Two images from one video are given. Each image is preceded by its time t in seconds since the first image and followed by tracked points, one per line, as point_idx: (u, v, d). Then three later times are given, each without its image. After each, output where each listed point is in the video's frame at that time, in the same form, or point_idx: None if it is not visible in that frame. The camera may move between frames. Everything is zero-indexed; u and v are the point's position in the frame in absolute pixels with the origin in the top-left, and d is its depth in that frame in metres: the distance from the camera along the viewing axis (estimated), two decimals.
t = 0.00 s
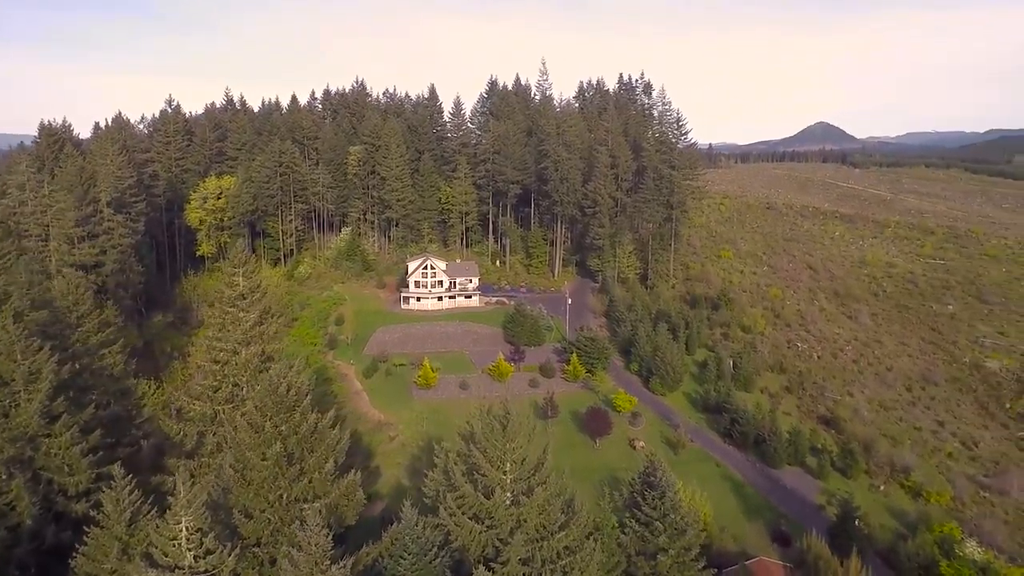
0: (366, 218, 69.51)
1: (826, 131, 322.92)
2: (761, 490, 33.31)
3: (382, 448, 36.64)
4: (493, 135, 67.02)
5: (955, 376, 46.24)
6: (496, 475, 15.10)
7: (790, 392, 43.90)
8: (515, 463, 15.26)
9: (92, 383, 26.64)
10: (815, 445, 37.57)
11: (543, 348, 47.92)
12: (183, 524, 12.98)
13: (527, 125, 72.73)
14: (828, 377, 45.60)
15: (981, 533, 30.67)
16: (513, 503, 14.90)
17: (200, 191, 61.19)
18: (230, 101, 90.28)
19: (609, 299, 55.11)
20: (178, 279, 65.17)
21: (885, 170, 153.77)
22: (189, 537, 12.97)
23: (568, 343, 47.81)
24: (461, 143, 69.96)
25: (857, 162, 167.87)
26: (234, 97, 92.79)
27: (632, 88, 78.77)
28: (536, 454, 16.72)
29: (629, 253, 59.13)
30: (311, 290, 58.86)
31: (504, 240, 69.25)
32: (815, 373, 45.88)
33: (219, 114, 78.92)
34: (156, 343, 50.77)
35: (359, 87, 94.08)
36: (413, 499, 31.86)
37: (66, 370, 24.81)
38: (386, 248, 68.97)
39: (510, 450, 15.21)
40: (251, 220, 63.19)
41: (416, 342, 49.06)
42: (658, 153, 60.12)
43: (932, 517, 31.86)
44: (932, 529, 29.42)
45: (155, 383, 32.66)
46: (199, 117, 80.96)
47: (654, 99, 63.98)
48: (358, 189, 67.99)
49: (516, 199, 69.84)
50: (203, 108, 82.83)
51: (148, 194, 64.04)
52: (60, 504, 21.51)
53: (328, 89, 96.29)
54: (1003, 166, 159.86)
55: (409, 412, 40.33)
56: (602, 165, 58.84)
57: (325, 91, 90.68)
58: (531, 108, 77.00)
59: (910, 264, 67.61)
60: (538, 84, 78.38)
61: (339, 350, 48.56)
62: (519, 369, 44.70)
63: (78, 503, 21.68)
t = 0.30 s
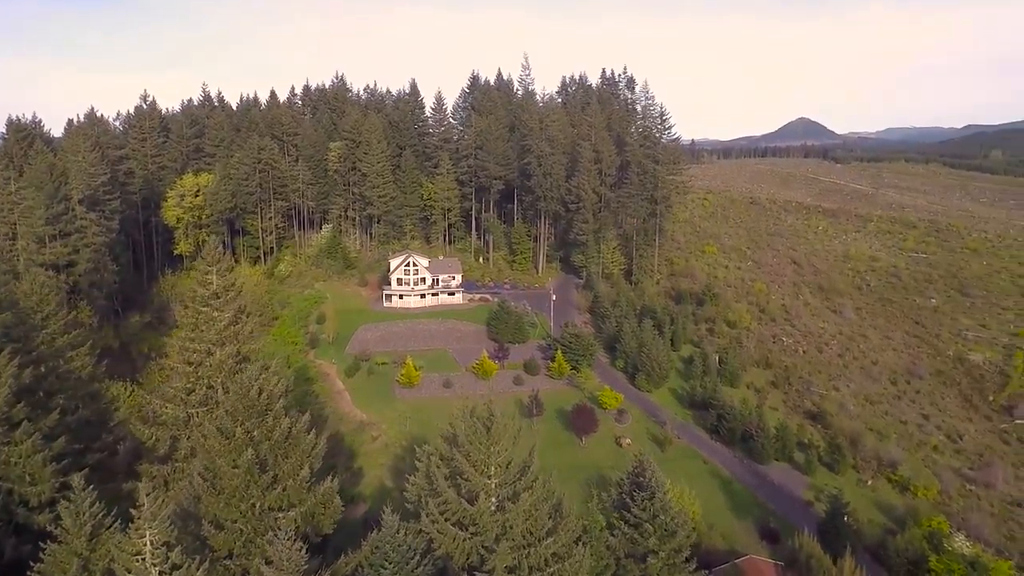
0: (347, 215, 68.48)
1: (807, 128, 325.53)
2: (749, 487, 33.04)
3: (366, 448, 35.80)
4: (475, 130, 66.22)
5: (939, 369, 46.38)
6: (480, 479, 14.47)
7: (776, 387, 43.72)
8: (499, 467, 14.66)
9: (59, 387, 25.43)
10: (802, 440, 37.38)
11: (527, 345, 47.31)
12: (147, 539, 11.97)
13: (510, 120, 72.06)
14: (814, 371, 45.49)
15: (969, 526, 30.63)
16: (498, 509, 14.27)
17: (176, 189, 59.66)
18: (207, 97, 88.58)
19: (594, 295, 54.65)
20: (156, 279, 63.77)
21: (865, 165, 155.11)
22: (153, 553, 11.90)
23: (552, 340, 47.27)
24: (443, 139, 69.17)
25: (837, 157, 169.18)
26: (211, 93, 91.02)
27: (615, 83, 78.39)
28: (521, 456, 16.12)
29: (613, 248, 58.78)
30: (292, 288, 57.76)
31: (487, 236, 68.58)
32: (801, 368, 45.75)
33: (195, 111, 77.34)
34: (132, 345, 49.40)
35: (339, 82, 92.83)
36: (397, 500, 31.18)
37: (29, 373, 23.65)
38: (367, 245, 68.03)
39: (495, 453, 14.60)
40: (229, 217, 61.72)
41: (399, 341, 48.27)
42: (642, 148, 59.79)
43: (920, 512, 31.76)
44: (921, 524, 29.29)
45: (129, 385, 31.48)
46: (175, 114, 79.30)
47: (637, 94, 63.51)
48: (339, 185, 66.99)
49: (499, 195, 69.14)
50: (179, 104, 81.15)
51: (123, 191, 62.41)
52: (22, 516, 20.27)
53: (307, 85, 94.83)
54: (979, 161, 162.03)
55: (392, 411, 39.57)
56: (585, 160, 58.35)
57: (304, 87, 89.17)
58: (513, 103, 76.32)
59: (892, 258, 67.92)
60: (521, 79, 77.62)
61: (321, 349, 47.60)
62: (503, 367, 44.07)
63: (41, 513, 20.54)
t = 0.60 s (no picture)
0: (330, 213, 67.40)
1: (790, 124, 327.42)
2: (738, 484, 32.66)
3: (351, 450, 34.97)
4: (460, 126, 65.41)
5: (926, 363, 46.35)
6: (465, 485, 13.83)
7: (764, 383, 43.46)
8: (486, 472, 14.05)
9: (27, 390, 24.17)
10: (791, 436, 37.10)
11: (513, 343, 46.66)
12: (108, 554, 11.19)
13: (494, 116, 71.34)
14: (802, 367, 45.27)
15: (960, 521, 30.44)
16: (485, 517, 13.65)
17: (155, 186, 56.58)
18: (186, 93, 86.91)
19: (581, 292, 54.11)
20: (135, 279, 62.31)
21: (848, 160, 156.03)
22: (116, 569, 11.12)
23: (539, 337, 46.66)
24: (428, 134, 68.30)
25: (821, 153, 169.97)
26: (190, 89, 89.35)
27: (600, 78, 77.87)
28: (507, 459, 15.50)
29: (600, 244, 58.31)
30: (275, 286, 56.66)
31: (472, 233, 67.86)
32: (789, 364, 45.52)
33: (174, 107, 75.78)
34: (110, 347, 48.06)
35: (322, 78, 91.53)
36: (382, 503, 30.41)
37: None
38: (351, 243, 67.01)
39: (482, 457, 13.98)
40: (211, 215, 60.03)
41: (384, 340, 47.43)
42: (628, 143, 59.35)
43: (911, 507, 31.53)
44: (913, 519, 29.02)
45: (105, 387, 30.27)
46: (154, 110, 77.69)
47: (623, 89, 63.00)
48: (322, 183, 65.93)
49: (484, 191, 68.40)
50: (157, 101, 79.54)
51: (99, 189, 60.87)
52: None
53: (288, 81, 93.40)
54: (959, 156, 163.62)
55: (377, 411, 38.78)
56: (571, 156, 57.79)
57: (286, 82, 87.69)
58: (498, 99, 75.59)
59: (878, 253, 68.01)
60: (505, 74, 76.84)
61: (304, 349, 46.64)
62: (490, 365, 43.39)
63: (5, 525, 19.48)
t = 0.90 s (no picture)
0: (310, 210, 66.23)
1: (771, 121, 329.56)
2: (726, 481, 32.27)
3: (333, 453, 34.05)
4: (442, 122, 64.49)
5: (911, 357, 46.31)
6: (447, 494, 13.13)
7: (750, 378, 43.18)
8: (469, 478, 13.37)
9: None
10: (779, 432, 36.78)
11: (498, 340, 45.94)
12: None
13: (477, 111, 70.48)
14: (788, 362, 45.05)
15: (949, 515, 30.26)
16: (468, 526, 12.98)
17: (130, 184, 55.40)
18: (161, 89, 85.04)
19: (566, 289, 53.51)
20: (111, 279, 60.70)
21: (829, 156, 157.07)
22: None
23: (523, 334, 45.98)
24: (409, 131, 67.34)
25: (802, 149, 171.05)
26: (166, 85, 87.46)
27: (583, 73, 77.32)
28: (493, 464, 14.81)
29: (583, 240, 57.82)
30: (254, 285, 55.44)
31: (455, 230, 67.07)
32: (775, 359, 45.28)
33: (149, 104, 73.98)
34: (83, 349, 46.56)
35: (301, 74, 90.04)
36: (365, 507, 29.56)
37: None
38: (332, 240, 65.89)
39: (465, 463, 13.29)
40: (189, 214, 58.17)
41: (366, 339, 46.50)
42: (611, 138, 58.84)
43: (900, 503, 31.30)
44: (902, 515, 28.68)
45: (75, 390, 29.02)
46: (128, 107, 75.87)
47: (606, 84, 62.46)
48: (302, 180, 64.73)
49: (467, 187, 67.56)
50: (132, 97, 77.69)
51: (72, 187, 59.15)
52: None
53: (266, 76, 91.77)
54: (937, 152, 165.38)
55: (359, 412, 37.90)
56: (554, 152, 57.15)
57: (264, 78, 86.08)
58: (480, 94, 74.74)
59: (860, 247, 68.17)
60: (487, 69, 75.99)
61: (286, 349, 45.58)
62: (473, 362, 42.64)
63: None
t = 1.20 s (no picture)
0: (299, 208, 65.27)
1: (762, 118, 329.78)
2: (723, 480, 31.76)
3: (323, 454, 33.21)
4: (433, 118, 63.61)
5: (907, 353, 45.90)
6: (438, 502, 12.44)
7: (746, 376, 42.65)
8: (462, 485, 12.69)
9: None
10: (776, 430, 36.26)
11: (490, 339, 45.19)
12: None
13: (468, 107, 69.64)
14: (783, 358, 44.55)
15: (949, 514, 29.78)
16: (460, 537, 12.34)
17: (114, 182, 54.19)
18: (148, 86, 83.71)
19: (559, 286, 52.81)
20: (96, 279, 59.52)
21: (820, 153, 157.06)
22: None
23: (516, 332, 45.26)
24: (399, 127, 66.43)
25: (793, 145, 170.97)
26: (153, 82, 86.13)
27: (575, 69, 76.62)
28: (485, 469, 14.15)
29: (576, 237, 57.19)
30: (243, 284, 54.44)
31: (446, 227, 66.24)
32: (771, 355, 44.78)
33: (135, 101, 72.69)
34: (67, 350, 45.43)
35: (290, 70, 88.90)
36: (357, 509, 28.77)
37: None
38: (322, 238, 64.93)
39: (457, 469, 12.60)
40: (175, 212, 57.03)
41: (356, 338, 45.63)
42: (603, 134, 58.13)
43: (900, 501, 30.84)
44: (902, 514, 28.15)
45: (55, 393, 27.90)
46: (114, 104, 74.55)
47: (598, 80, 61.71)
48: (291, 177, 63.72)
49: (458, 184, 66.70)
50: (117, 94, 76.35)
51: (55, 185, 57.89)
52: None
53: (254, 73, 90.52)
54: (927, 148, 165.87)
55: (349, 412, 37.09)
56: (546, 147, 56.39)
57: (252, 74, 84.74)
58: (471, 90, 73.86)
59: (854, 243, 67.80)
60: (478, 65, 75.14)
61: (275, 349, 44.65)
62: (466, 361, 41.89)
63: None
